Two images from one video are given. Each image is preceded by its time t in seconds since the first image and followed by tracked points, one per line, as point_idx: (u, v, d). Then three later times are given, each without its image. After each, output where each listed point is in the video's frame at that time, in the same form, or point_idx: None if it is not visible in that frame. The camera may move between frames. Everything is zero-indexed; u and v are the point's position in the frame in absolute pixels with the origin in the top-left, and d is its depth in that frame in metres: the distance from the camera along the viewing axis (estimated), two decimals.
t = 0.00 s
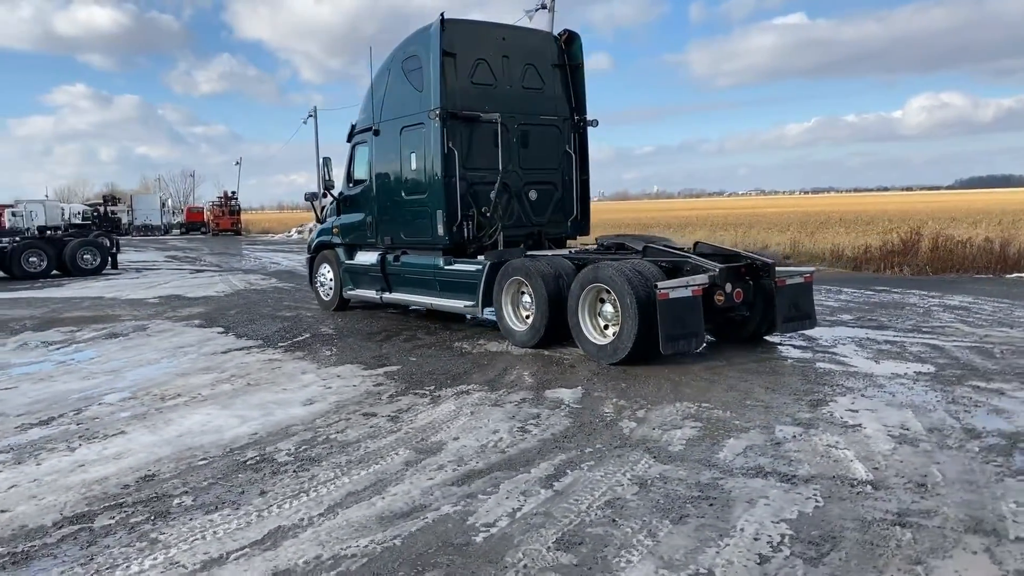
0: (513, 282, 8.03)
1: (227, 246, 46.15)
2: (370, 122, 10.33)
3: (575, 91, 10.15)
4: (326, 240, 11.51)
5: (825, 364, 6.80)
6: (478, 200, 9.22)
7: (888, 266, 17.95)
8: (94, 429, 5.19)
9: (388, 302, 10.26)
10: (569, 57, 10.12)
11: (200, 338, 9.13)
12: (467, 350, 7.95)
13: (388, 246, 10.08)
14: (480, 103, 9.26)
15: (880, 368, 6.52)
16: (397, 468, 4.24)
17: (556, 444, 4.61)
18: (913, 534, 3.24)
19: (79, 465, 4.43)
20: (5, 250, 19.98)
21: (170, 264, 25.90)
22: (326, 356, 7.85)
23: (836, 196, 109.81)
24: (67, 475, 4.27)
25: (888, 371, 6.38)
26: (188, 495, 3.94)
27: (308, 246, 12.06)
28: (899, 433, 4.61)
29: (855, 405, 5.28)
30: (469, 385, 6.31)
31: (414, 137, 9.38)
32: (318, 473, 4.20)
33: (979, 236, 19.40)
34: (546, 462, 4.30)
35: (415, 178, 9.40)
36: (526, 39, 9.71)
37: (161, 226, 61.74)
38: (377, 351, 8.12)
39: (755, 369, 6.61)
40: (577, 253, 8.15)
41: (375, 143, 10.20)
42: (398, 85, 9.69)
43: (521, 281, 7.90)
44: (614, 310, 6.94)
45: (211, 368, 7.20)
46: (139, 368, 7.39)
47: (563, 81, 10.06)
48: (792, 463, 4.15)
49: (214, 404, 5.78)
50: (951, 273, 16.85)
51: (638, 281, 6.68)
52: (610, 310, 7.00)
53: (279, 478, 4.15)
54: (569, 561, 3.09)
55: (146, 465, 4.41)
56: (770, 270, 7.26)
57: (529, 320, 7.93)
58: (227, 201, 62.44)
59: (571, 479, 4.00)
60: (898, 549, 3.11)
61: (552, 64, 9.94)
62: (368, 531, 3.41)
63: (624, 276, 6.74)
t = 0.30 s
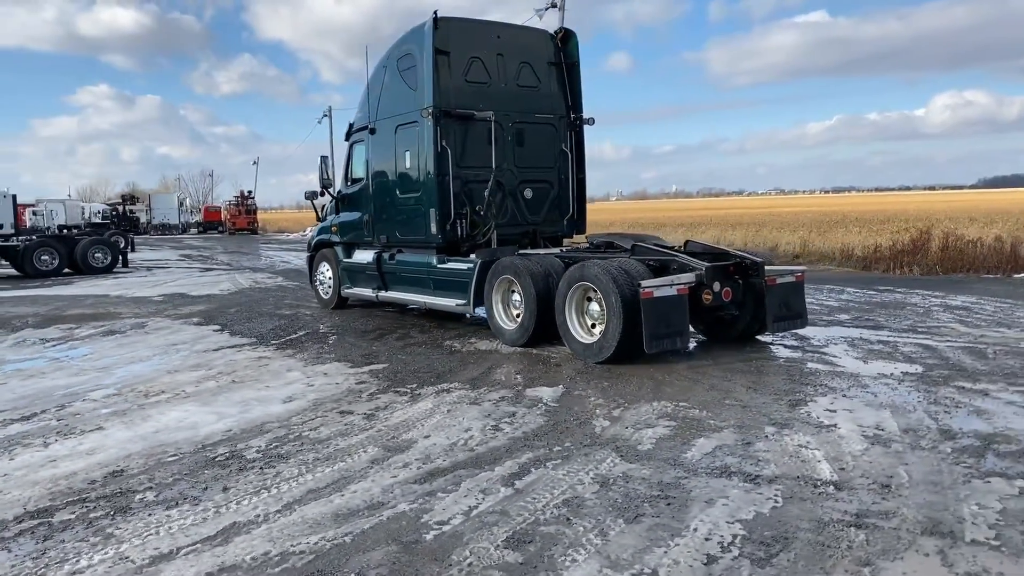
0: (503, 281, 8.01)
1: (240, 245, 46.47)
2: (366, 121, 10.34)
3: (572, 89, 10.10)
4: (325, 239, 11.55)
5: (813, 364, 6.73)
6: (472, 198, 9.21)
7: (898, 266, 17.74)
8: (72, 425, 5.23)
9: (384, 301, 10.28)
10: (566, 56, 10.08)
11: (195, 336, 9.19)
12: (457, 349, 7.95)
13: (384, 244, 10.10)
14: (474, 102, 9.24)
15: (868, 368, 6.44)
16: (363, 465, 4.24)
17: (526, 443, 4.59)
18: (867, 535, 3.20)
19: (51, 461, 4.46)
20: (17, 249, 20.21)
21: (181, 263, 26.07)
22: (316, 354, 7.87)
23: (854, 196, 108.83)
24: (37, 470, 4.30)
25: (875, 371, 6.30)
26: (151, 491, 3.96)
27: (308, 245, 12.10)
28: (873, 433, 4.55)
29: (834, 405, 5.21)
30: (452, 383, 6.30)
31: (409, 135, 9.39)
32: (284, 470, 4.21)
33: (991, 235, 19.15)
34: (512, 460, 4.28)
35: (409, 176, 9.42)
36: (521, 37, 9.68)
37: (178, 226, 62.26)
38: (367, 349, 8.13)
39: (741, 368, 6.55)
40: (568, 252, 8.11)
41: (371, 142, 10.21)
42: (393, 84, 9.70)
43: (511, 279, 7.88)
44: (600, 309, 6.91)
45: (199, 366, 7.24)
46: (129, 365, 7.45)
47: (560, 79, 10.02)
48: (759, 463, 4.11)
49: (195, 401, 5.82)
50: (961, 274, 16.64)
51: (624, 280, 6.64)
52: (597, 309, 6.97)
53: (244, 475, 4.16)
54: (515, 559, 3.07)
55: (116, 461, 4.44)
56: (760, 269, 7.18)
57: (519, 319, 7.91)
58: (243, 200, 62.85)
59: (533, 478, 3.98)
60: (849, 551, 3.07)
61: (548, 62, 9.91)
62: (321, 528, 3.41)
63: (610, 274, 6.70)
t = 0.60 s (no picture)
0: (494, 282, 8.03)
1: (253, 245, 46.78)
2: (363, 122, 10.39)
3: (568, 90, 10.11)
4: (324, 239, 11.60)
5: (800, 366, 6.70)
6: (467, 199, 9.24)
7: (905, 266, 17.58)
8: (57, 424, 5.31)
9: (381, 301, 10.33)
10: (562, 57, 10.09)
11: (191, 336, 9.26)
12: (448, 349, 7.98)
13: (381, 245, 10.15)
14: (469, 104, 9.27)
15: (855, 370, 6.40)
16: (334, 466, 4.27)
17: (499, 444, 4.61)
18: (822, 539, 3.19)
19: (30, 460, 4.53)
20: (29, 249, 20.47)
21: (192, 262, 26.26)
22: (308, 354, 7.92)
23: (870, 195, 107.95)
24: (16, 468, 4.37)
25: (861, 374, 6.26)
26: (123, 490, 4.01)
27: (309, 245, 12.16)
28: (847, 437, 4.53)
29: (814, 408, 5.19)
30: (436, 384, 6.32)
31: (404, 137, 9.43)
32: (256, 471, 4.25)
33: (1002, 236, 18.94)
34: (483, 461, 4.30)
35: (404, 178, 9.46)
36: (517, 38, 9.69)
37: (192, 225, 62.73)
38: (360, 349, 8.17)
39: (727, 370, 6.52)
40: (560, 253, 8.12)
41: (369, 143, 10.26)
42: (390, 86, 9.74)
43: (501, 280, 7.89)
44: (587, 311, 6.91)
45: (191, 366, 7.30)
46: (122, 365, 7.53)
47: (556, 80, 10.03)
48: (727, 466, 4.10)
49: (181, 401, 5.87)
50: (970, 275, 16.48)
51: (610, 282, 6.64)
52: (584, 311, 6.97)
53: (216, 475, 4.21)
54: (468, 561, 3.09)
55: (94, 460, 4.50)
56: (749, 270, 7.16)
57: (510, 320, 7.93)
58: (257, 201, 63.18)
59: (500, 480, 3.99)
60: (802, 555, 3.06)
61: (544, 63, 9.91)
62: (282, 529, 3.44)
63: (596, 276, 6.70)
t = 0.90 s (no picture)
0: (481, 281, 8.09)
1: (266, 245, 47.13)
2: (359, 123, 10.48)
3: (561, 91, 10.15)
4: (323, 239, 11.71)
5: (780, 366, 6.71)
6: (459, 199, 9.30)
7: (911, 267, 17.47)
8: (40, 419, 5.42)
9: (376, 300, 10.42)
10: (556, 58, 10.14)
11: (187, 334, 9.39)
12: (436, 348, 8.05)
13: (376, 245, 10.24)
14: (461, 104, 9.33)
15: (834, 370, 6.41)
16: (300, 461, 4.34)
17: (465, 441, 4.67)
18: (763, 536, 3.23)
19: (7, 453, 4.64)
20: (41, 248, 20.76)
21: (202, 261, 26.52)
22: (297, 352, 8.01)
23: (888, 195, 107.03)
24: None
25: (840, 374, 6.27)
26: (92, 483, 4.11)
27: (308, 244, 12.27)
28: (810, 436, 4.55)
29: (783, 407, 5.22)
30: (417, 382, 6.39)
31: (397, 137, 9.51)
32: (223, 466, 4.33)
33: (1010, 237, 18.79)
34: (446, 458, 4.36)
35: (397, 177, 9.54)
36: (510, 39, 9.75)
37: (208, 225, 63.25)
38: (349, 347, 8.25)
39: (707, 369, 6.55)
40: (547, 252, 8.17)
41: (364, 144, 10.35)
42: (384, 87, 9.82)
43: (488, 280, 7.96)
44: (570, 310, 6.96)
45: (180, 363, 7.41)
46: (114, 362, 7.65)
47: (549, 81, 10.08)
48: (685, 464, 4.14)
49: (163, 397, 5.98)
50: (975, 275, 16.37)
51: (591, 281, 6.69)
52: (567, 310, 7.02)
53: (184, 470, 4.29)
54: (411, 554, 3.15)
55: (68, 455, 4.60)
56: (733, 269, 7.20)
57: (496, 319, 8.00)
58: (272, 200, 63.62)
59: (459, 476, 4.05)
60: (739, 551, 3.11)
61: (537, 64, 9.97)
62: (237, 522, 3.52)
63: (578, 276, 6.75)
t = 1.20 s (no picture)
0: (472, 282, 8.14)
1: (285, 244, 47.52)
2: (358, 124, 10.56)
3: (558, 91, 10.18)
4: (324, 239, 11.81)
5: (764, 368, 6.69)
6: (454, 200, 9.35)
7: (922, 268, 17.28)
8: (25, 417, 5.53)
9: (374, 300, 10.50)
10: (552, 59, 10.17)
11: (185, 333, 9.51)
12: (426, 349, 8.09)
13: (374, 245, 10.31)
14: (456, 106, 9.38)
15: (817, 373, 6.37)
16: (266, 461, 4.41)
17: (433, 442, 4.71)
18: (705, 539, 3.24)
19: None
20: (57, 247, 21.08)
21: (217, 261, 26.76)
22: (289, 352, 8.10)
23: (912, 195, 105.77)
24: None
25: (822, 376, 6.24)
26: (61, 481, 4.20)
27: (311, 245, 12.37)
28: (776, 439, 4.55)
29: (756, 409, 5.21)
30: (399, 382, 6.44)
31: (393, 138, 9.57)
32: (191, 465, 4.40)
33: None
34: (410, 458, 4.41)
35: (393, 178, 9.60)
36: (506, 41, 9.79)
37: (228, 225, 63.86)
38: (341, 347, 8.32)
39: (689, 371, 6.54)
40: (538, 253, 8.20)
41: (363, 145, 10.42)
42: (381, 88, 9.88)
43: (478, 281, 8.00)
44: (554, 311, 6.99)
45: (173, 362, 7.52)
46: (108, 361, 7.78)
47: (546, 82, 10.10)
48: (645, 466, 4.15)
49: (148, 396, 6.08)
50: (987, 277, 16.16)
51: (575, 283, 6.71)
52: (552, 312, 7.05)
53: (152, 468, 4.36)
54: (354, 553, 3.20)
55: (44, 452, 4.69)
56: (718, 272, 7.16)
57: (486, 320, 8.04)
58: (291, 200, 64.11)
59: (418, 476, 4.09)
60: (678, 554, 3.12)
61: (534, 65, 9.99)
62: (192, 520, 3.58)
63: (561, 277, 6.77)
